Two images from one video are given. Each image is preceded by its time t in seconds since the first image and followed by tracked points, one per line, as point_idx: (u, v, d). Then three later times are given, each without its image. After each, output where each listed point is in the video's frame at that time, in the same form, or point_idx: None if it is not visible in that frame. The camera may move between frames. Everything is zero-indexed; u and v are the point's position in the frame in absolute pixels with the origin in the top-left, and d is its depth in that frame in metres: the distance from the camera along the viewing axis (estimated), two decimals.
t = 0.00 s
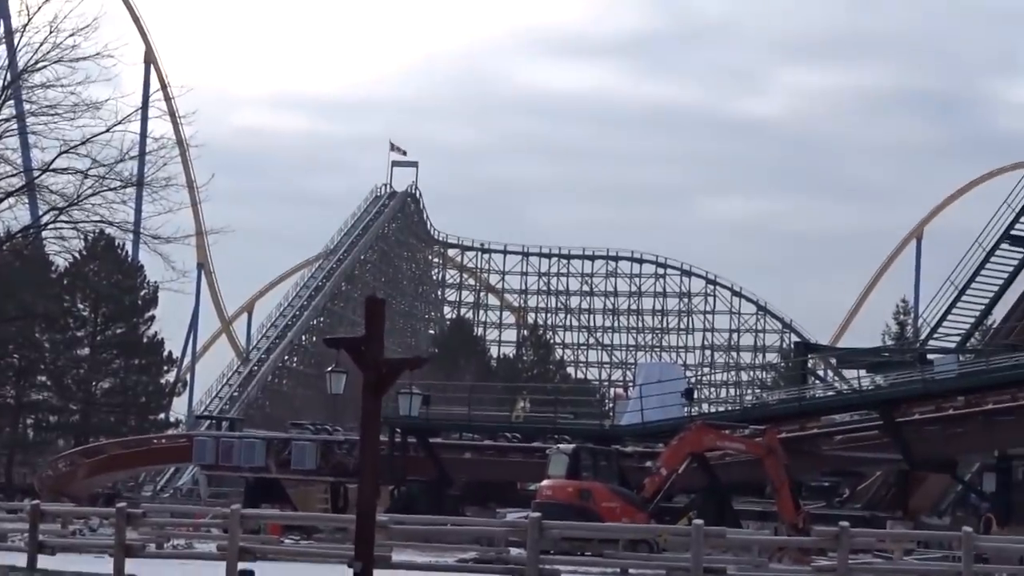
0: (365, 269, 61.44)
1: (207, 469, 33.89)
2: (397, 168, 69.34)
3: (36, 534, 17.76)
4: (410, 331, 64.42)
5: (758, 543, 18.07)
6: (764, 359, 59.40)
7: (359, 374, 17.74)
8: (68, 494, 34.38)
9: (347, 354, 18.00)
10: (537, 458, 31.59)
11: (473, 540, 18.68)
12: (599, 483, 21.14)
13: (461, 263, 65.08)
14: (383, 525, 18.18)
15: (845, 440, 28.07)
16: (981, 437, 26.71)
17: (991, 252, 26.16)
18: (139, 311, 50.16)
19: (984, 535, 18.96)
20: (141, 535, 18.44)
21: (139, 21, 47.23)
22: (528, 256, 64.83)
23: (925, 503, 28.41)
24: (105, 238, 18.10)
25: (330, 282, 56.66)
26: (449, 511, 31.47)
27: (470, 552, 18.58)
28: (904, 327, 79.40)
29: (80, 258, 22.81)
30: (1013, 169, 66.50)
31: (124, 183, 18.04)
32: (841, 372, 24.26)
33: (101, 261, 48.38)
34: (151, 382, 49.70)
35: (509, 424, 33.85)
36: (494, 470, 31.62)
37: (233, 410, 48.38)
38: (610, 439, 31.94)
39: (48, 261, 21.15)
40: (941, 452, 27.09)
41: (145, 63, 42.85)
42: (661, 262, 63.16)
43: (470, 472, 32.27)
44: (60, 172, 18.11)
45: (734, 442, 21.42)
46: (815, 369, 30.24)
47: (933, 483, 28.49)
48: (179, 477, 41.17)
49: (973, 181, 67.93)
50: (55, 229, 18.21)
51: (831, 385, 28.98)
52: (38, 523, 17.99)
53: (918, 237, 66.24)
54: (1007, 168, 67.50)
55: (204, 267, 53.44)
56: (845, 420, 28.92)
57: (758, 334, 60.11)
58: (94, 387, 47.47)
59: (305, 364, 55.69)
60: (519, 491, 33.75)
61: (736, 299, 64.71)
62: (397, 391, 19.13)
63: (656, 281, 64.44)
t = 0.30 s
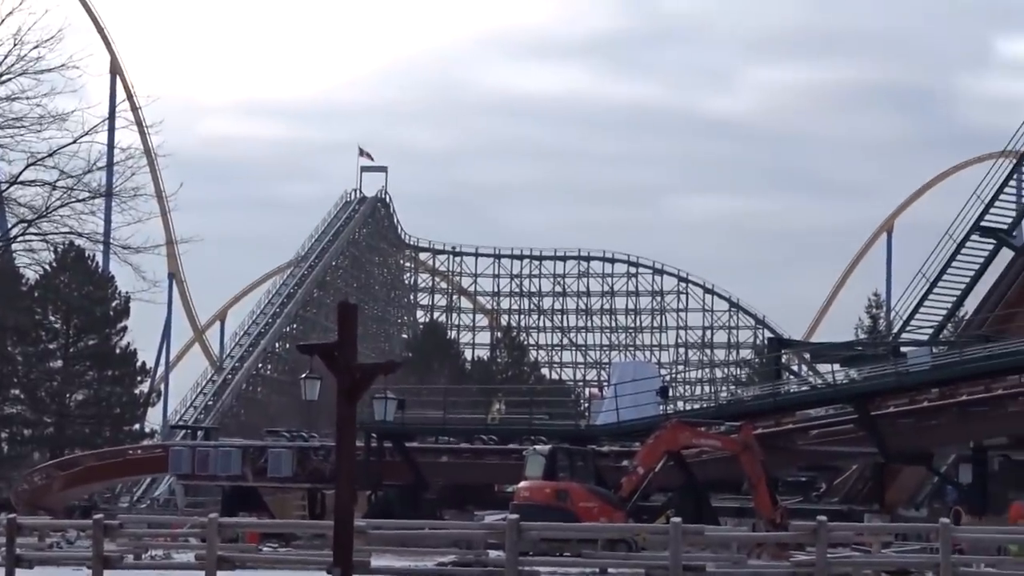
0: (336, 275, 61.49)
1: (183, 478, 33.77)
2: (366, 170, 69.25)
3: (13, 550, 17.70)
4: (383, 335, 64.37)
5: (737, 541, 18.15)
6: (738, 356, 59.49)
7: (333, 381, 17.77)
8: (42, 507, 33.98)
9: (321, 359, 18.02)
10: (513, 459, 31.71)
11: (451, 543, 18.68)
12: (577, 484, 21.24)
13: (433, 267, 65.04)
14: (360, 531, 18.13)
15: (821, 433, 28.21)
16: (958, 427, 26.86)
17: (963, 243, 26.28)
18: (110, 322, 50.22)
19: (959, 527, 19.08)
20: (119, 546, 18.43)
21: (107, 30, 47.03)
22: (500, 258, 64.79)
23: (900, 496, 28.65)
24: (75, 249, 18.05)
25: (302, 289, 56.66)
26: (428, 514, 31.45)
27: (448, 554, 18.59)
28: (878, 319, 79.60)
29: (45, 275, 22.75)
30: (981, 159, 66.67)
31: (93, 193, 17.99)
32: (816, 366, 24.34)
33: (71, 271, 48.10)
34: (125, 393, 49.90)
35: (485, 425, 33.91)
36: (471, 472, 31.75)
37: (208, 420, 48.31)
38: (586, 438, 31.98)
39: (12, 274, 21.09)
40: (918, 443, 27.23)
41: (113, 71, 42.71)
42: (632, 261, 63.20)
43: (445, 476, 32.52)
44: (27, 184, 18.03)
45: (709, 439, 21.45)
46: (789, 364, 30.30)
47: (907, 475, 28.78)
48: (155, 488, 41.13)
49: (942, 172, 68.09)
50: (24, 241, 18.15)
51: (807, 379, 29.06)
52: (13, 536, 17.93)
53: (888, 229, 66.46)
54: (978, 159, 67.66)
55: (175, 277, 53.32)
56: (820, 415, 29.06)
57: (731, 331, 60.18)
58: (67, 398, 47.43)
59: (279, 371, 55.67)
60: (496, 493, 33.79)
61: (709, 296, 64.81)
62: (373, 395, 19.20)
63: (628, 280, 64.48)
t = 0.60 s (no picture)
0: (322, 270, 61.43)
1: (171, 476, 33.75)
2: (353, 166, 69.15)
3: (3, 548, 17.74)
4: (370, 330, 64.36)
5: (727, 531, 18.21)
6: (725, 347, 59.54)
7: (322, 377, 17.76)
8: (31, 504, 34.05)
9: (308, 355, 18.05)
10: (503, 453, 31.78)
11: (441, 536, 18.67)
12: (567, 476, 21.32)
13: (419, 262, 65.01)
14: (350, 526, 18.13)
15: (809, 424, 28.28)
16: (946, 416, 26.94)
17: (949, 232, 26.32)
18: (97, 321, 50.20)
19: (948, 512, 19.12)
20: (109, 543, 18.46)
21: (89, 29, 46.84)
22: (486, 252, 64.75)
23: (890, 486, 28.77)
24: (61, 246, 18.02)
25: (288, 284, 56.60)
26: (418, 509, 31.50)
27: (438, 547, 18.59)
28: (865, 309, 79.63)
29: (30, 271, 22.72)
30: (966, 148, 66.66)
31: (79, 190, 17.96)
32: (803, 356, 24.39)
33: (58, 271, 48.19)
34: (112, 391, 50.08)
35: (473, 419, 33.95)
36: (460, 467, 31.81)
37: (195, 417, 48.34)
38: (576, 430, 32.01)
39: None
40: (907, 432, 27.32)
41: (95, 70, 42.54)
42: (618, 254, 63.20)
43: (434, 471, 32.59)
44: (13, 182, 17.95)
45: (698, 429, 21.49)
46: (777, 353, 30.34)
47: (897, 464, 28.89)
48: (144, 484, 41.15)
49: (928, 162, 68.10)
50: (10, 239, 18.12)
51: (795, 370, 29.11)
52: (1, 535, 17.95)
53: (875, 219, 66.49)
54: (964, 148, 67.66)
55: (161, 275, 53.28)
56: (808, 405, 29.13)
57: (718, 323, 60.19)
58: (55, 397, 47.56)
59: (266, 367, 55.66)
60: (486, 487, 33.84)
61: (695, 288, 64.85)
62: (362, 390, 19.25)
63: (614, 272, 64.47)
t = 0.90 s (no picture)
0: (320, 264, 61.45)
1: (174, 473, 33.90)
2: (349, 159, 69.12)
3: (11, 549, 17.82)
4: (370, 322, 64.33)
5: (733, 514, 18.29)
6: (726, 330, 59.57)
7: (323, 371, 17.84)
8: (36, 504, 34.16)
9: (310, 350, 18.05)
10: (506, 442, 31.90)
11: (447, 526, 18.69)
12: (570, 463, 21.31)
13: (418, 254, 64.97)
14: (357, 518, 18.13)
15: (811, 405, 28.28)
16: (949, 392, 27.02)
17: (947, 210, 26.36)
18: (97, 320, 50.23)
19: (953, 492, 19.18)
20: (115, 542, 18.47)
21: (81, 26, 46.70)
22: (484, 242, 64.71)
23: (893, 465, 28.84)
24: (60, 247, 18.00)
25: (286, 279, 56.64)
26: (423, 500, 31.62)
27: (444, 537, 18.62)
28: (865, 290, 79.65)
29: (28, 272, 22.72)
30: (962, 126, 66.61)
31: (75, 191, 17.93)
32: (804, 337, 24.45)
33: (56, 271, 48.03)
34: (114, 389, 50.37)
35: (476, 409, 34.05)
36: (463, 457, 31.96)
37: (197, 412, 48.48)
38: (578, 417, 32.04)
39: None
40: (909, 411, 27.37)
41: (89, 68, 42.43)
42: (617, 240, 63.17)
43: (437, 461, 32.63)
44: (10, 183, 17.91)
45: (701, 413, 21.41)
46: (778, 336, 30.35)
47: (899, 443, 28.95)
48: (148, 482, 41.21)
49: (923, 141, 68.05)
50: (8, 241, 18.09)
51: (796, 353, 29.16)
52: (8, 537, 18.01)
53: (872, 199, 66.47)
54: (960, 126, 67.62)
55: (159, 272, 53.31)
56: (809, 387, 29.17)
57: (718, 306, 60.18)
58: (57, 397, 47.60)
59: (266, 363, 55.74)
60: (490, 476, 33.88)
61: (694, 272, 64.85)
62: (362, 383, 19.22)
63: (612, 259, 64.44)
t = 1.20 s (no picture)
0: (349, 224, 61.67)
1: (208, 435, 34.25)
2: (372, 117, 68.96)
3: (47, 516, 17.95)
4: (400, 283, 64.35)
5: (765, 471, 18.27)
6: (755, 286, 59.42)
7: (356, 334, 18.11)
8: (68, 470, 34.37)
9: (342, 310, 18.27)
10: (536, 400, 32.10)
11: (479, 484, 18.73)
12: (601, 420, 21.49)
13: (446, 213, 65.02)
14: (388, 479, 18.18)
15: (843, 359, 28.40)
16: (980, 345, 27.00)
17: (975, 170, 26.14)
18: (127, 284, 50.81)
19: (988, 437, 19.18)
20: (148, 505, 18.58)
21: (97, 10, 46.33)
22: (512, 201, 64.65)
23: (925, 418, 29.16)
24: (89, 211, 17.96)
25: (315, 243, 56.80)
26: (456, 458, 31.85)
27: (475, 496, 18.67)
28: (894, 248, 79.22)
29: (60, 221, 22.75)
30: (990, 75, 66.21)
31: (105, 154, 17.89)
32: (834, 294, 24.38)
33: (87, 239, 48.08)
34: (146, 352, 50.77)
35: (506, 368, 34.15)
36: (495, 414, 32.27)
37: (228, 374, 48.69)
38: (607, 377, 32.07)
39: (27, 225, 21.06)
40: (940, 363, 27.34)
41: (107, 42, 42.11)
42: (645, 195, 63.04)
43: (470, 420, 32.84)
44: (38, 148, 17.82)
45: (732, 368, 21.70)
46: (807, 292, 30.33)
47: (931, 396, 29.20)
48: (181, 444, 41.36)
49: (951, 93, 67.68)
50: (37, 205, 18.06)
51: (826, 307, 28.99)
52: (45, 498, 18.17)
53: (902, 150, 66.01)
54: (989, 76, 66.94)
55: (189, 234, 53.51)
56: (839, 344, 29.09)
57: (748, 261, 59.97)
58: (87, 360, 48.07)
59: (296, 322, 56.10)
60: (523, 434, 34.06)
61: (723, 227, 64.64)
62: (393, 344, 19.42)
63: (641, 215, 64.29)
